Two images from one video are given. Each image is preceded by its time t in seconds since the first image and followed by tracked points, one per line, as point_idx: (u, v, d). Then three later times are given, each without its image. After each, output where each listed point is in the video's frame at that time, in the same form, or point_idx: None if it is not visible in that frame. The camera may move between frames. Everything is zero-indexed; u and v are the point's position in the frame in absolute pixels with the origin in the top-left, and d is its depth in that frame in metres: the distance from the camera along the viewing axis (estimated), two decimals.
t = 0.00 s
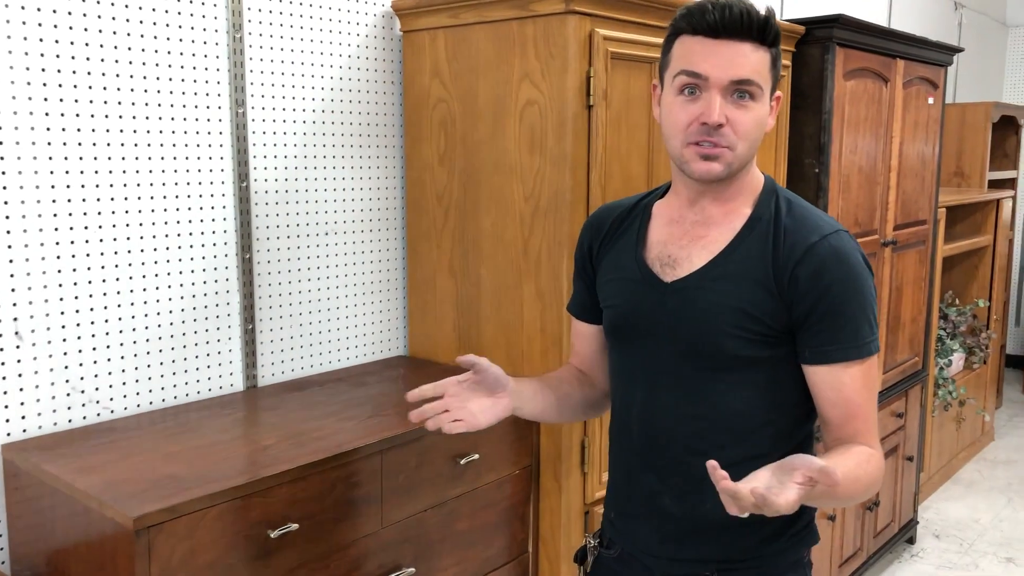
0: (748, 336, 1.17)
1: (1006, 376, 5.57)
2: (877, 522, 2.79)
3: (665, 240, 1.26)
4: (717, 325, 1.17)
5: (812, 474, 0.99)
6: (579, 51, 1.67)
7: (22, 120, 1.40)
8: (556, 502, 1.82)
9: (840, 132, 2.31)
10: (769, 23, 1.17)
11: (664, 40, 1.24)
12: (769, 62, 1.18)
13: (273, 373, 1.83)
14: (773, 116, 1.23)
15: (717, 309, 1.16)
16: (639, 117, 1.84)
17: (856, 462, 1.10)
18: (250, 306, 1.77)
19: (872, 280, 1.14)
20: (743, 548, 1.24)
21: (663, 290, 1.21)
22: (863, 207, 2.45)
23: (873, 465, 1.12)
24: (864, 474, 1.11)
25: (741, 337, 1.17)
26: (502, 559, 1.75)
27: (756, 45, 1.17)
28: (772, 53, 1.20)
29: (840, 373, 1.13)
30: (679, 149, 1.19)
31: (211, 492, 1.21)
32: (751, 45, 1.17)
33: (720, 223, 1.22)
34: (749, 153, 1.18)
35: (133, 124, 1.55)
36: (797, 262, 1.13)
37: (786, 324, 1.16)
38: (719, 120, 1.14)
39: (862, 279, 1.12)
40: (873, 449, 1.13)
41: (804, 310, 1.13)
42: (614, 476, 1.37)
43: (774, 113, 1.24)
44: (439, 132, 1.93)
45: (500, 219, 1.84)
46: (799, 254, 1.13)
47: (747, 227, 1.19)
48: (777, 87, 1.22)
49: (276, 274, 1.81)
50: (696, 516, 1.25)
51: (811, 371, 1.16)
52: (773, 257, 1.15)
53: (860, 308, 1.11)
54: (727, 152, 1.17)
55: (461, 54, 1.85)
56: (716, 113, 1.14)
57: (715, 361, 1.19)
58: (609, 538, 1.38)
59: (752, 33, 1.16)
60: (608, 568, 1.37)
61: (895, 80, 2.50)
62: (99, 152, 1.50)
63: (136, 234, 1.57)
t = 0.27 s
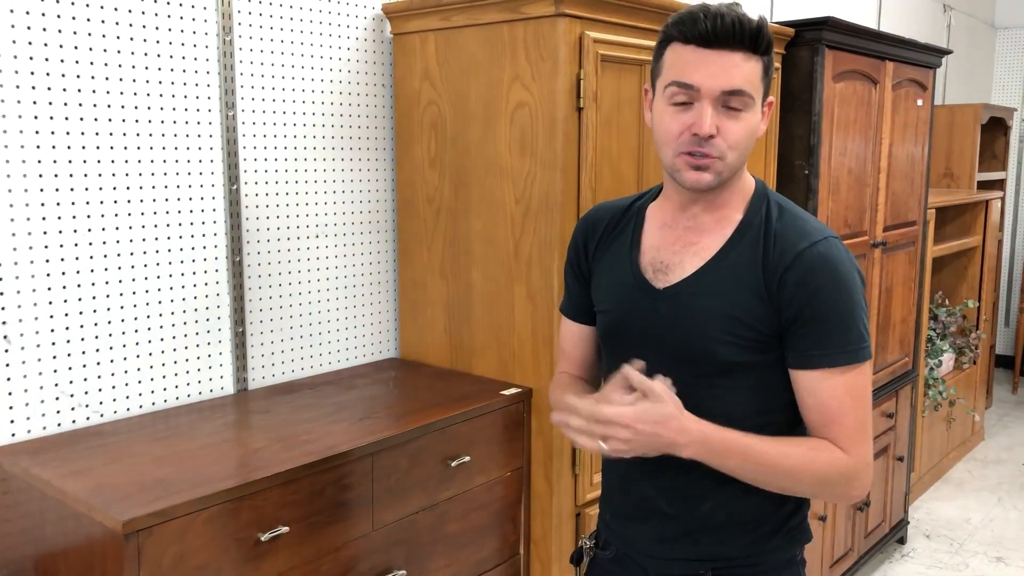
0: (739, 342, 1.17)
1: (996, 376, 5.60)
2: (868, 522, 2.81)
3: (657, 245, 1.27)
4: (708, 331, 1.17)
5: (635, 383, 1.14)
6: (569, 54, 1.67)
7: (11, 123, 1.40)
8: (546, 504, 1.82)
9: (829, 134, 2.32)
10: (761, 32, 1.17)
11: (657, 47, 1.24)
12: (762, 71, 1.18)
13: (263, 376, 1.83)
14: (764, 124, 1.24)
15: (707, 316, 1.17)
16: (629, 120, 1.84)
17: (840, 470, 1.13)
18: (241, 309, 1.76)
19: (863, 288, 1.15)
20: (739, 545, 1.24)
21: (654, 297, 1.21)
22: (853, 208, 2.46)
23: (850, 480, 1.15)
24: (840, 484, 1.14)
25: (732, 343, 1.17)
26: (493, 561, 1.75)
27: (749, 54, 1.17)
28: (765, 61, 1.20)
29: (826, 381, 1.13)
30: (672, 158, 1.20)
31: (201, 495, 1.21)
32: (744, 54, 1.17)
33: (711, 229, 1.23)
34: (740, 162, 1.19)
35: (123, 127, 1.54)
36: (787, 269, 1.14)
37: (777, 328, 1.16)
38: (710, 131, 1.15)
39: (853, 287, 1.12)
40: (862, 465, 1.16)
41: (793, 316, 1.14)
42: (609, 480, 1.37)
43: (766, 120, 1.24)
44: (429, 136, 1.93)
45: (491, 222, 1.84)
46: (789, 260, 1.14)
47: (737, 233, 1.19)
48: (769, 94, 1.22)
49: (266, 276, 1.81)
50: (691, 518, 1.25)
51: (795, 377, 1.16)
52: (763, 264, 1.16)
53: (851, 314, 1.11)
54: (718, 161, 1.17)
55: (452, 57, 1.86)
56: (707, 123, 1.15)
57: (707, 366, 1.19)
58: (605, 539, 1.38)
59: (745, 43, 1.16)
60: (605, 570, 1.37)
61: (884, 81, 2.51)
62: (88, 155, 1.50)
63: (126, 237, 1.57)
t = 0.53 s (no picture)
0: (733, 341, 1.17)
1: (995, 374, 5.60)
2: (868, 521, 2.81)
3: (652, 245, 1.27)
4: (703, 330, 1.17)
5: (640, 378, 1.15)
6: (567, 53, 1.67)
7: (9, 124, 1.39)
8: (545, 503, 1.82)
9: (828, 132, 2.32)
10: (753, 34, 1.16)
11: (651, 48, 1.24)
12: (754, 72, 1.18)
13: (262, 377, 1.83)
14: (758, 123, 1.23)
15: (701, 315, 1.17)
16: (627, 119, 1.84)
17: (870, 456, 1.11)
18: (239, 310, 1.76)
19: (859, 280, 1.13)
20: (737, 541, 1.24)
21: (650, 298, 1.21)
22: (852, 207, 2.46)
23: (887, 465, 1.11)
24: (875, 470, 1.12)
25: (727, 343, 1.17)
26: (492, 560, 1.75)
27: (741, 57, 1.16)
28: (757, 64, 1.19)
29: (831, 377, 1.12)
30: (663, 159, 1.20)
31: (200, 496, 1.21)
32: (736, 55, 1.16)
33: (704, 230, 1.22)
34: (733, 164, 1.19)
35: (121, 128, 1.54)
36: (778, 266, 1.13)
37: (773, 326, 1.16)
38: (702, 134, 1.14)
39: (848, 278, 1.11)
40: (902, 451, 1.12)
41: (787, 314, 1.13)
42: (608, 477, 1.37)
43: (759, 120, 1.23)
44: (428, 136, 1.93)
45: (488, 221, 1.84)
46: (780, 257, 1.13)
47: (729, 232, 1.19)
48: (762, 94, 1.22)
49: (265, 277, 1.81)
50: (691, 515, 1.25)
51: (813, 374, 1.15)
52: (755, 261, 1.16)
53: (847, 309, 1.10)
54: (710, 164, 1.17)
55: (450, 57, 1.86)
56: (698, 126, 1.14)
57: (703, 364, 1.19)
58: (604, 535, 1.38)
59: (737, 46, 1.15)
60: (604, 567, 1.37)
61: (883, 80, 2.51)
62: (86, 156, 1.50)
63: (124, 238, 1.57)
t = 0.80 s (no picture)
0: (726, 338, 1.17)
1: (993, 371, 5.60)
2: (865, 518, 2.81)
3: (647, 243, 1.27)
4: (697, 326, 1.17)
5: (636, 362, 1.15)
6: (564, 50, 1.67)
7: (4, 121, 1.39)
8: (542, 499, 1.82)
9: (825, 130, 2.32)
10: (740, 30, 1.16)
11: (639, 46, 1.23)
12: (742, 67, 1.17)
13: (259, 374, 1.82)
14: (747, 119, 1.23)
15: (695, 312, 1.17)
16: (624, 117, 1.83)
17: (832, 451, 1.14)
18: (236, 308, 1.76)
19: (849, 277, 1.14)
20: (735, 536, 1.24)
21: (645, 296, 1.21)
22: (849, 204, 2.46)
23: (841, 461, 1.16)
24: (832, 464, 1.16)
25: (721, 339, 1.17)
26: (489, 558, 1.75)
27: (728, 53, 1.16)
28: (745, 59, 1.19)
29: (817, 372, 1.13)
30: (652, 156, 1.20)
31: (197, 494, 1.21)
32: (724, 51, 1.16)
33: (696, 227, 1.22)
34: (723, 160, 1.19)
35: (117, 125, 1.54)
36: (774, 263, 1.13)
37: (766, 323, 1.16)
38: (691, 129, 1.15)
39: (841, 275, 1.12)
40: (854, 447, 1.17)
41: (781, 311, 1.13)
42: (605, 473, 1.36)
43: (748, 115, 1.23)
44: (425, 134, 1.92)
45: (484, 218, 1.84)
46: (777, 254, 1.13)
47: (723, 229, 1.19)
48: (751, 89, 1.22)
49: (261, 275, 1.81)
50: (687, 511, 1.25)
51: (790, 369, 1.16)
52: (750, 258, 1.15)
53: (837, 306, 1.11)
54: (700, 160, 1.17)
55: (447, 54, 1.85)
56: (688, 123, 1.14)
57: (698, 360, 1.20)
58: (602, 530, 1.38)
59: (724, 41, 1.15)
60: (602, 562, 1.37)
61: (880, 77, 2.51)
62: (82, 153, 1.49)
63: (121, 236, 1.56)
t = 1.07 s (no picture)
0: (732, 334, 1.17)
1: (996, 368, 5.59)
2: (868, 515, 2.81)
3: (649, 240, 1.27)
4: (700, 323, 1.17)
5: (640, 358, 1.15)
6: (565, 47, 1.67)
7: (7, 122, 1.39)
8: (545, 497, 1.82)
9: (827, 126, 2.31)
10: (740, 24, 1.16)
11: (640, 41, 1.23)
12: (742, 61, 1.18)
13: (262, 373, 1.83)
14: (747, 113, 1.23)
15: (698, 308, 1.17)
16: (625, 114, 1.83)
17: (843, 446, 1.14)
18: (239, 307, 1.76)
19: (852, 273, 1.14)
20: (738, 532, 1.24)
21: (646, 293, 1.21)
22: (851, 201, 2.45)
23: (851, 455, 1.16)
24: (842, 459, 1.16)
25: (725, 335, 1.17)
26: (492, 556, 1.75)
27: (728, 47, 1.17)
28: (744, 53, 1.19)
29: (823, 366, 1.13)
30: (653, 151, 1.19)
31: (200, 493, 1.21)
32: (724, 44, 1.16)
33: (699, 223, 1.22)
34: (724, 154, 1.19)
35: (119, 125, 1.54)
36: (777, 257, 1.13)
37: (769, 319, 1.17)
38: (692, 123, 1.14)
39: (842, 269, 1.12)
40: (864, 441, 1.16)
41: (784, 306, 1.14)
42: (607, 471, 1.36)
43: (748, 109, 1.23)
44: (426, 132, 1.92)
45: (486, 216, 1.84)
46: (780, 249, 1.13)
47: (725, 225, 1.19)
48: (750, 83, 1.22)
49: (263, 274, 1.81)
50: (690, 508, 1.25)
51: (795, 363, 1.16)
52: (752, 253, 1.16)
53: (842, 300, 1.11)
54: (700, 153, 1.17)
55: (448, 52, 1.85)
56: (688, 116, 1.14)
57: (700, 357, 1.20)
58: (605, 528, 1.38)
59: (723, 36, 1.16)
60: (605, 560, 1.36)
61: (882, 74, 2.51)
62: (84, 153, 1.49)
63: (123, 235, 1.57)
